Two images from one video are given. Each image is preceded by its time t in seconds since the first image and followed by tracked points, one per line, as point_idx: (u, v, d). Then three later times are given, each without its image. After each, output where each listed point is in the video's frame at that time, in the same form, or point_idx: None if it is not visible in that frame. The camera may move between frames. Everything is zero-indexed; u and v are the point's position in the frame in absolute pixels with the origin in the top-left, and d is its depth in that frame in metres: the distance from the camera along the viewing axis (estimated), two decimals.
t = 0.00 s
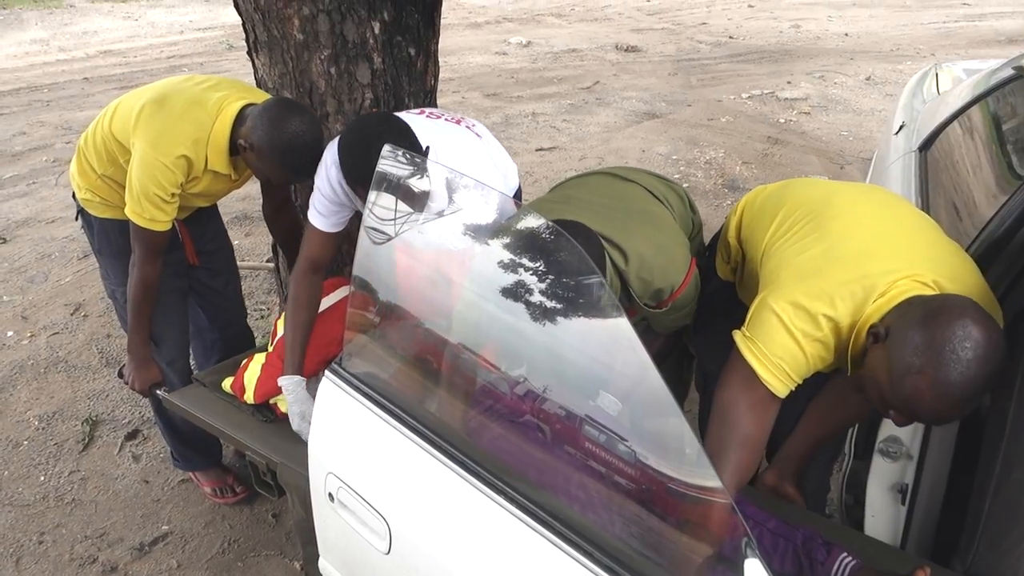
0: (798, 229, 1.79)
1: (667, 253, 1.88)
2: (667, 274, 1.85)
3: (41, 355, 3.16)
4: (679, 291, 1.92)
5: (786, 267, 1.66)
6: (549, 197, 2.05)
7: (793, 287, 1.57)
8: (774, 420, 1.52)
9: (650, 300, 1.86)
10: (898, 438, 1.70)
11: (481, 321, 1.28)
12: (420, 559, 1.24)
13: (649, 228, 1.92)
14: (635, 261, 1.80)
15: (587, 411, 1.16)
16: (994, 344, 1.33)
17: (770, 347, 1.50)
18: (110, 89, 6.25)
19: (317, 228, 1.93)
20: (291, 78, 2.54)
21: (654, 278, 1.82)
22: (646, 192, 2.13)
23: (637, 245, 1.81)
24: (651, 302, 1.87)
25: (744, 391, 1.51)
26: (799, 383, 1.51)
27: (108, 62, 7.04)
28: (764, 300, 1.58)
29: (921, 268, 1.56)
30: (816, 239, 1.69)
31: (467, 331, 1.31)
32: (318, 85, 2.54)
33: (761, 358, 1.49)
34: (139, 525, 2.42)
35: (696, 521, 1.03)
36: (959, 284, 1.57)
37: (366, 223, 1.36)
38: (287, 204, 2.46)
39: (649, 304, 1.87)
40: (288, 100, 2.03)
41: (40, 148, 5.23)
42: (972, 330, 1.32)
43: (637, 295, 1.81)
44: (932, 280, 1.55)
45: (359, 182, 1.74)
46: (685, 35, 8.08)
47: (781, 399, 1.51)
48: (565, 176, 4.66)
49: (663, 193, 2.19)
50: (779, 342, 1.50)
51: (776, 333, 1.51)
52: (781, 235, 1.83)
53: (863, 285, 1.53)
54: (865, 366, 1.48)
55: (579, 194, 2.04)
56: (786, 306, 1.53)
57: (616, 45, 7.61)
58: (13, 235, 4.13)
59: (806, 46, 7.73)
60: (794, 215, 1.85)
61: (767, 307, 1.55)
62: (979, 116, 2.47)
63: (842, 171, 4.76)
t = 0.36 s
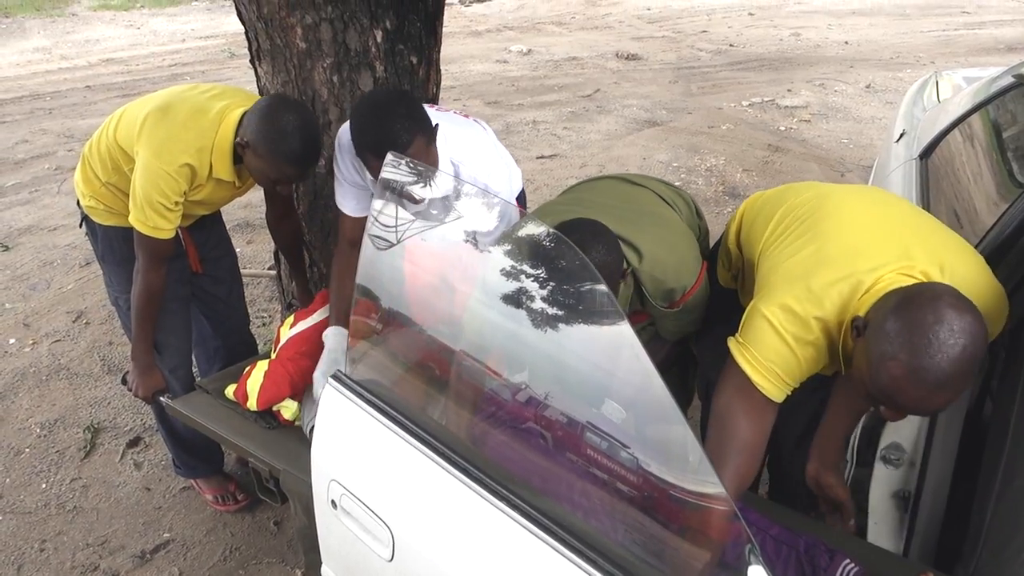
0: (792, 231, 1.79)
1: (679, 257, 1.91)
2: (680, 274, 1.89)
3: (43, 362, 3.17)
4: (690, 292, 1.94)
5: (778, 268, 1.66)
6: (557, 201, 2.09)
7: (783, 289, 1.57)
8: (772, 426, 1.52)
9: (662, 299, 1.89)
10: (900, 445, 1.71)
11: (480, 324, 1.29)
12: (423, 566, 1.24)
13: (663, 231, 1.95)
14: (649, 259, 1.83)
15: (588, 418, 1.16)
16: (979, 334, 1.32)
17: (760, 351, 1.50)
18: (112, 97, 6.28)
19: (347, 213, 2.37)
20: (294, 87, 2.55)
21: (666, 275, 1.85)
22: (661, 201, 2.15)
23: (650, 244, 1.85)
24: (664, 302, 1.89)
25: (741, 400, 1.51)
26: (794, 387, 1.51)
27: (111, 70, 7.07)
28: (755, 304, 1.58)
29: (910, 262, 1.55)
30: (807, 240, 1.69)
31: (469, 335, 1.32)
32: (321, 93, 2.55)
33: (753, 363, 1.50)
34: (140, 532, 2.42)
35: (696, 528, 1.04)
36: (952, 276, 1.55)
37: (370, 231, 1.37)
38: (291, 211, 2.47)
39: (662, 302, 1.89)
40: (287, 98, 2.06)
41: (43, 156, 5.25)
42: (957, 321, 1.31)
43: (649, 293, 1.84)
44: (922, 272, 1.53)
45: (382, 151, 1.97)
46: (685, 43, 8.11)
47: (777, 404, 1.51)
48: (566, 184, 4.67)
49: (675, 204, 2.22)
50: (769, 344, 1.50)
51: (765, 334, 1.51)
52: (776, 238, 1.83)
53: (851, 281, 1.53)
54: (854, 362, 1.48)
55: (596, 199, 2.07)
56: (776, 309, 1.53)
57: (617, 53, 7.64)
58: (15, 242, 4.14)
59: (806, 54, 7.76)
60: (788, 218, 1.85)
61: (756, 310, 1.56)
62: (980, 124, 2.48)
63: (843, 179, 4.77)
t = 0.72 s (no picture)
0: (787, 240, 1.78)
1: (678, 260, 1.94)
2: (679, 276, 1.91)
3: (42, 373, 3.17)
4: (689, 295, 1.95)
5: (769, 276, 1.66)
6: (559, 207, 2.11)
7: (771, 297, 1.57)
8: (762, 436, 1.52)
9: (663, 301, 1.90)
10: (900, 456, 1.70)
11: (477, 333, 1.30)
12: None
13: (664, 234, 2.00)
14: (649, 259, 1.86)
15: (588, 429, 1.17)
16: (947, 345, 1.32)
17: (745, 357, 1.50)
18: (113, 107, 6.30)
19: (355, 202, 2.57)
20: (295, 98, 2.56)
21: (665, 277, 1.87)
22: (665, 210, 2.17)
23: (650, 247, 1.89)
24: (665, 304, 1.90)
25: (731, 413, 1.51)
26: (780, 397, 1.52)
27: (112, 81, 7.10)
28: (743, 311, 1.59)
29: (896, 274, 1.53)
30: (799, 250, 1.68)
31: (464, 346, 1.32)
32: (322, 104, 2.56)
33: (738, 370, 1.50)
34: (139, 543, 2.41)
35: (695, 539, 1.04)
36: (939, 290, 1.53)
37: (371, 242, 1.37)
38: (292, 221, 2.47)
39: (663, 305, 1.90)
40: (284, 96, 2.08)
41: (44, 166, 5.26)
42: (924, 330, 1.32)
43: (650, 293, 1.85)
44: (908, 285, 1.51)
45: (402, 148, 2.10)
46: (684, 55, 8.15)
47: (767, 411, 1.52)
48: (565, 195, 4.68)
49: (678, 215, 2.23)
50: (753, 351, 1.50)
51: (750, 341, 1.51)
52: (772, 247, 1.83)
53: (834, 290, 1.51)
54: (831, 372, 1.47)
55: (600, 204, 2.09)
56: (761, 317, 1.53)
57: (616, 65, 7.68)
58: (15, 253, 4.14)
59: (805, 66, 7.79)
60: (783, 229, 1.85)
61: (743, 318, 1.56)
62: (977, 136, 2.49)
63: (842, 190, 4.79)
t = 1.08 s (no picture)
0: (790, 247, 1.76)
1: (670, 263, 1.98)
2: (671, 277, 1.94)
3: (36, 378, 3.15)
4: (681, 295, 1.96)
5: (770, 283, 1.64)
6: (553, 208, 2.11)
7: (770, 305, 1.55)
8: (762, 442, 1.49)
9: (655, 301, 1.92)
10: (894, 461, 1.69)
11: (472, 339, 1.29)
12: None
13: (656, 237, 2.02)
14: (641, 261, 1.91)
15: (584, 434, 1.16)
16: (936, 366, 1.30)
17: (741, 363, 1.49)
18: (109, 113, 6.30)
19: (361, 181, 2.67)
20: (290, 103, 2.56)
21: (655, 278, 1.91)
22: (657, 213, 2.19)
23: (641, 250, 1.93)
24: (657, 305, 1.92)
25: (729, 417, 1.49)
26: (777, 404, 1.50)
27: (107, 87, 7.10)
28: (742, 318, 1.57)
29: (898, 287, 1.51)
30: (801, 258, 1.67)
31: (461, 353, 1.32)
32: (317, 110, 2.56)
33: (734, 375, 1.49)
34: (133, 549, 2.40)
35: (689, 543, 1.04)
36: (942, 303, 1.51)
37: (365, 247, 1.36)
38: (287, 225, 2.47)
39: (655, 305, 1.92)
40: (275, 95, 2.07)
41: (39, 172, 5.26)
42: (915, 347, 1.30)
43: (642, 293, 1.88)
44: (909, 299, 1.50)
45: (413, 153, 2.10)
46: (680, 61, 8.18)
47: (766, 418, 1.49)
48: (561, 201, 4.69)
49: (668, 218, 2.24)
50: (748, 356, 1.49)
51: (747, 348, 1.50)
52: (774, 253, 1.81)
53: (835, 301, 1.50)
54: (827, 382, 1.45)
55: (592, 208, 2.11)
56: (758, 323, 1.52)
57: (612, 71, 7.70)
58: (10, 258, 4.13)
59: (800, 72, 7.83)
60: (786, 236, 1.83)
61: (741, 324, 1.55)
62: (971, 141, 2.50)
63: (837, 196, 4.80)
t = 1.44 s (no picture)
0: (786, 247, 1.74)
1: (659, 243, 1.99)
2: (659, 258, 1.96)
3: (29, 378, 3.14)
4: (670, 274, 1.98)
5: (764, 283, 1.62)
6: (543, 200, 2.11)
7: (764, 304, 1.54)
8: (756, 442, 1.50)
9: (643, 281, 1.94)
10: (888, 459, 1.70)
11: (467, 339, 1.29)
12: None
13: (644, 221, 2.04)
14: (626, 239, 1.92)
15: (579, 433, 1.16)
16: (913, 383, 1.28)
17: (734, 362, 1.47)
18: (102, 112, 6.28)
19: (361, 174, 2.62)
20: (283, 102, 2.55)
21: (644, 257, 1.92)
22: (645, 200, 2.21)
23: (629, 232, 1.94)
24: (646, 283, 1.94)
25: (722, 420, 1.49)
26: (769, 403, 1.49)
27: (100, 86, 7.07)
28: (735, 317, 1.56)
29: (893, 286, 1.50)
30: (796, 258, 1.65)
31: (454, 353, 1.31)
32: (311, 109, 2.55)
33: (727, 374, 1.47)
34: (126, 549, 2.39)
35: (685, 541, 1.05)
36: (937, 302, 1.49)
37: (359, 247, 1.36)
38: (281, 224, 2.46)
39: (643, 284, 1.94)
40: (267, 93, 2.06)
41: (32, 171, 5.23)
42: (894, 361, 1.27)
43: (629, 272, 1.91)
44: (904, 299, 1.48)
45: (410, 147, 2.09)
46: (675, 60, 8.19)
47: (761, 419, 1.49)
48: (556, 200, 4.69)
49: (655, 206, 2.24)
50: (741, 355, 1.47)
51: (739, 347, 1.48)
52: (769, 253, 1.80)
53: (829, 300, 1.48)
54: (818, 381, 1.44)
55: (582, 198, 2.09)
56: (751, 322, 1.51)
57: (607, 70, 7.71)
58: (2, 258, 4.11)
59: (795, 72, 7.85)
60: (782, 236, 1.82)
61: (734, 323, 1.53)
62: (964, 141, 2.52)
63: (831, 195, 4.82)
